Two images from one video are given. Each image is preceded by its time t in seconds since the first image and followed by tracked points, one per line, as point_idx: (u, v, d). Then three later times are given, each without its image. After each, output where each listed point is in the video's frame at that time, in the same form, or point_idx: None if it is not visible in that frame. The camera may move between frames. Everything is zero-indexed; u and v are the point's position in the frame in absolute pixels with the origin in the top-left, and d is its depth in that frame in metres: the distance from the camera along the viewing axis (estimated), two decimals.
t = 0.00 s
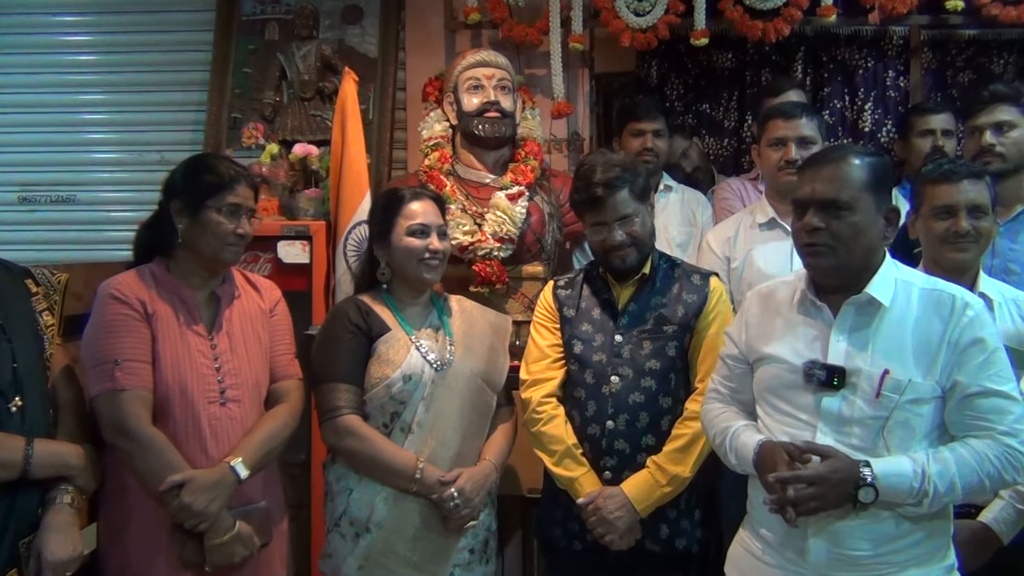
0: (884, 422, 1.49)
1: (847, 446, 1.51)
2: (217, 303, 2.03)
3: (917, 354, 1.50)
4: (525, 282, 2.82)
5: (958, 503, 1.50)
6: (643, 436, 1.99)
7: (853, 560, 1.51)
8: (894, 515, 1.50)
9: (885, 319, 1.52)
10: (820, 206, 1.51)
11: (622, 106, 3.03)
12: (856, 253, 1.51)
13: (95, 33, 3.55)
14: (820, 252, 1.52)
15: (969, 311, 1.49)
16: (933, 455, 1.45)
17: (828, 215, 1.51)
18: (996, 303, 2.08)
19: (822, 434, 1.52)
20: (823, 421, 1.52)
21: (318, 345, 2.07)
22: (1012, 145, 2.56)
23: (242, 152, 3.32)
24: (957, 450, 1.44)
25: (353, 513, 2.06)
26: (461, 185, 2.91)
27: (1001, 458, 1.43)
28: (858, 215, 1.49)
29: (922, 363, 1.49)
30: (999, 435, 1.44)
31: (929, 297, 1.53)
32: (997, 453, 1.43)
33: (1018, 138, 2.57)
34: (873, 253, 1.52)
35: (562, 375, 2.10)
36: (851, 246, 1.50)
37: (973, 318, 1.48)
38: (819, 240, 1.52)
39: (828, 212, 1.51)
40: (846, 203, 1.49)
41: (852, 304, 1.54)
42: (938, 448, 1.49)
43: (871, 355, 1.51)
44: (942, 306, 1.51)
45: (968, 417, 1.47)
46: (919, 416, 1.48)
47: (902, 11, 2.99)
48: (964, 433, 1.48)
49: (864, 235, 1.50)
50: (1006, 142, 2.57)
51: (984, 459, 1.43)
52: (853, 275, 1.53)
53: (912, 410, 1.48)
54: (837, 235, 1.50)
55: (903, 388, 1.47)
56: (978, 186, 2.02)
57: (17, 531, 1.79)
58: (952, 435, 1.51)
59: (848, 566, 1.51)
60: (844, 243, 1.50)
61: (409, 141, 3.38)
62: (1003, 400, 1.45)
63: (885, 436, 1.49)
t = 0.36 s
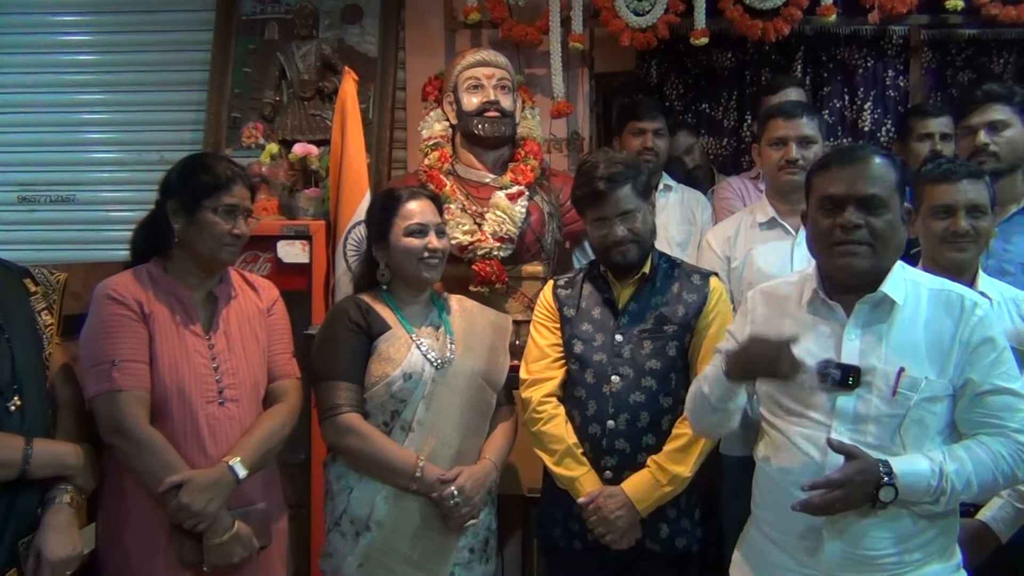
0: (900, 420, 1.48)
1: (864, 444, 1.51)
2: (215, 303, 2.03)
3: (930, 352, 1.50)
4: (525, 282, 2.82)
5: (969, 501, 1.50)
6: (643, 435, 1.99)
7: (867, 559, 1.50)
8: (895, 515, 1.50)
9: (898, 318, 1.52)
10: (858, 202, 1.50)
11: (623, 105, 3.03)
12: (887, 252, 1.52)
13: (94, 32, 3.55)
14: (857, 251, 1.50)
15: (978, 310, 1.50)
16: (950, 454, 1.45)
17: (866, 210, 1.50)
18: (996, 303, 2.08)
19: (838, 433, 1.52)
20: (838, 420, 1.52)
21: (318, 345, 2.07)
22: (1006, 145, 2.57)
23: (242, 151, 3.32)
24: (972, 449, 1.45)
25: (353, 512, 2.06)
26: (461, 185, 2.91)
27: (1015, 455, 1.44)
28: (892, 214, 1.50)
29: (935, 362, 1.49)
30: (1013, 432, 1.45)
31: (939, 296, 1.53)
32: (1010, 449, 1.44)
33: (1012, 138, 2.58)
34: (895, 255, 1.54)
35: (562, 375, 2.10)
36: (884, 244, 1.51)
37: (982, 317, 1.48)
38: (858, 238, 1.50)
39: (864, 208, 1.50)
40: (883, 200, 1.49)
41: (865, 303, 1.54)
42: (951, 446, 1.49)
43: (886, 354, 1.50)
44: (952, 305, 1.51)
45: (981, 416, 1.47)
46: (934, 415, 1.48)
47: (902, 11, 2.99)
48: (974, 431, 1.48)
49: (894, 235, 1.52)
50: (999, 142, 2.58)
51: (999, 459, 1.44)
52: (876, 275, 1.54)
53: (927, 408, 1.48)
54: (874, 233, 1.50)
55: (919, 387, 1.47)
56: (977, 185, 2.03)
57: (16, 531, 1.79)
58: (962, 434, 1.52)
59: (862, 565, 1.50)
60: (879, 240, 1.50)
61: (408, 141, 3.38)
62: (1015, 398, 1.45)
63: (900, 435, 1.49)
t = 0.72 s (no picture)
0: (901, 421, 1.49)
1: (863, 445, 1.51)
2: (212, 303, 2.03)
3: (931, 353, 1.50)
4: (525, 280, 2.82)
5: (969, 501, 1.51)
6: (643, 432, 2.00)
7: (866, 558, 1.50)
8: (893, 514, 1.50)
9: (900, 318, 1.52)
10: (828, 210, 1.51)
11: (623, 103, 3.03)
12: (863, 256, 1.51)
13: (93, 31, 3.55)
14: (825, 256, 1.52)
15: (981, 310, 1.50)
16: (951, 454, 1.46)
17: (834, 218, 1.50)
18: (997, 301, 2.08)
19: (838, 434, 1.52)
20: (839, 420, 1.52)
21: (319, 344, 2.07)
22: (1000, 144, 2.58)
23: (242, 150, 3.31)
24: (973, 450, 1.46)
25: (354, 511, 2.06)
26: (460, 183, 2.90)
27: (1016, 455, 1.45)
28: (867, 217, 1.49)
29: (937, 362, 1.50)
30: (1014, 432, 1.46)
31: (942, 296, 1.53)
32: (1011, 450, 1.45)
33: (1005, 137, 2.60)
34: (883, 254, 1.52)
35: (562, 373, 2.10)
36: (857, 250, 1.50)
37: (986, 317, 1.49)
38: (824, 245, 1.52)
39: (835, 216, 1.50)
40: (853, 206, 1.49)
41: (866, 304, 1.53)
42: (952, 447, 1.50)
43: (888, 354, 1.51)
44: (956, 305, 1.51)
45: (983, 416, 1.47)
46: (935, 416, 1.49)
47: (902, 8, 2.99)
48: (976, 431, 1.49)
49: (872, 238, 1.50)
50: (993, 141, 2.59)
51: (999, 459, 1.44)
52: (861, 277, 1.53)
53: (928, 409, 1.48)
54: (843, 239, 1.50)
55: (920, 388, 1.47)
56: (979, 183, 2.03)
57: (12, 531, 1.79)
58: (964, 433, 1.52)
59: (861, 564, 1.51)
60: (852, 247, 1.50)
61: (408, 139, 3.38)
62: (1017, 398, 1.46)
63: (901, 436, 1.49)
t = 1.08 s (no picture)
0: (890, 420, 1.49)
1: (854, 444, 1.52)
2: (212, 299, 2.03)
3: (924, 350, 1.50)
4: (525, 277, 2.82)
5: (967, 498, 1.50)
6: (644, 430, 2.00)
7: (864, 555, 1.51)
8: (892, 511, 1.50)
9: (892, 317, 1.52)
10: (815, 207, 1.51)
11: (623, 100, 3.02)
12: (848, 253, 1.50)
13: (92, 27, 3.54)
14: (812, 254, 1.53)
15: (977, 306, 1.49)
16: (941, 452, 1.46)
17: (820, 216, 1.50)
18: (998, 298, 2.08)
19: (830, 432, 1.54)
20: (830, 420, 1.53)
21: (318, 341, 2.08)
22: (986, 143, 2.62)
23: (241, 147, 3.31)
24: (965, 447, 1.45)
25: (354, 508, 2.06)
26: (460, 180, 2.90)
27: (1011, 453, 1.44)
28: (853, 215, 1.49)
29: (929, 360, 1.50)
30: (1009, 429, 1.44)
31: (937, 292, 1.52)
32: (1006, 447, 1.43)
33: (992, 137, 2.63)
34: (870, 252, 1.51)
35: (562, 370, 2.10)
36: (842, 248, 1.50)
37: (980, 313, 1.47)
38: (811, 241, 1.52)
39: (822, 213, 1.50)
40: (838, 203, 1.49)
41: (858, 303, 1.54)
42: (946, 444, 1.49)
43: (878, 353, 1.51)
44: (950, 301, 1.50)
45: (978, 414, 1.46)
46: (927, 414, 1.49)
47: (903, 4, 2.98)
48: (972, 428, 1.48)
49: (858, 234, 1.50)
50: (980, 141, 2.62)
51: (990, 456, 1.43)
52: (852, 276, 1.53)
53: (918, 407, 1.48)
54: (829, 237, 1.50)
55: (909, 386, 1.47)
56: (981, 180, 2.03)
57: None
58: (961, 430, 1.52)
59: (860, 562, 1.52)
60: (837, 244, 1.50)
61: (408, 136, 3.38)
62: (1013, 394, 1.44)
63: (891, 435, 1.50)
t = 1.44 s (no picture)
0: (893, 413, 1.49)
1: (856, 436, 1.52)
2: (215, 296, 2.03)
3: (926, 344, 1.50)
4: (526, 274, 2.81)
5: (968, 493, 1.50)
6: (645, 426, 2.00)
7: (866, 549, 1.51)
8: (893, 507, 1.51)
9: (895, 312, 1.52)
10: (825, 201, 1.51)
11: (624, 97, 3.03)
12: (859, 248, 1.51)
13: (93, 25, 3.55)
14: (824, 251, 1.52)
15: (980, 302, 1.49)
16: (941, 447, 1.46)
17: (829, 210, 1.51)
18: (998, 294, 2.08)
19: (832, 424, 1.53)
20: (832, 412, 1.53)
21: (319, 337, 2.08)
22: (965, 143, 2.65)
23: (242, 144, 3.31)
24: (967, 440, 1.45)
25: (355, 504, 2.07)
26: (461, 178, 2.90)
27: (1014, 448, 1.43)
28: (860, 209, 1.49)
29: (932, 353, 1.50)
30: (1012, 424, 1.44)
31: (940, 288, 1.52)
32: (1008, 442, 1.43)
33: (971, 138, 2.65)
34: (878, 247, 1.52)
35: (563, 367, 2.10)
36: (853, 241, 1.50)
37: (983, 309, 1.47)
38: (821, 236, 1.52)
39: (830, 207, 1.51)
40: (847, 197, 1.49)
41: (861, 297, 1.54)
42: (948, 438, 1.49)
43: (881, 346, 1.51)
44: (953, 297, 1.51)
45: (980, 408, 1.46)
46: (929, 407, 1.49)
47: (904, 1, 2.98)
48: (974, 423, 1.48)
49: (867, 229, 1.50)
50: (960, 141, 2.65)
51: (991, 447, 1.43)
52: (853, 273, 1.53)
53: (921, 400, 1.48)
54: (838, 230, 1.50)
55: (912, 378, 1.48)
56: (982, 176, 2.03)
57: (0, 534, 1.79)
58: (963, 425, 1.52)
59: (861, 555, 1.52)
60: (843, 238, 1.50)
61: (409, 133, 3.38)
62: (1015, 389, 1.44)
63: (893, 428, 1.50)
